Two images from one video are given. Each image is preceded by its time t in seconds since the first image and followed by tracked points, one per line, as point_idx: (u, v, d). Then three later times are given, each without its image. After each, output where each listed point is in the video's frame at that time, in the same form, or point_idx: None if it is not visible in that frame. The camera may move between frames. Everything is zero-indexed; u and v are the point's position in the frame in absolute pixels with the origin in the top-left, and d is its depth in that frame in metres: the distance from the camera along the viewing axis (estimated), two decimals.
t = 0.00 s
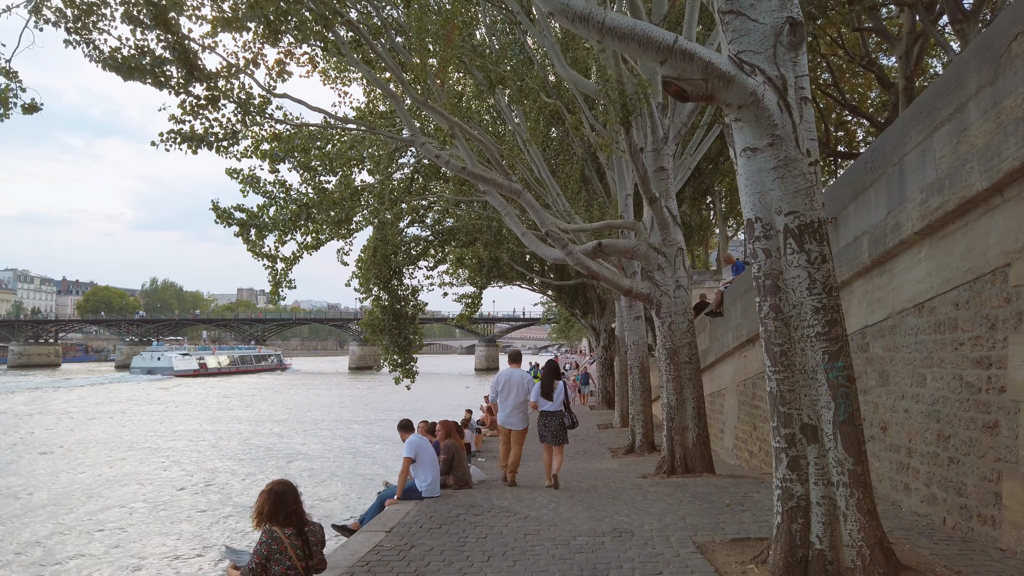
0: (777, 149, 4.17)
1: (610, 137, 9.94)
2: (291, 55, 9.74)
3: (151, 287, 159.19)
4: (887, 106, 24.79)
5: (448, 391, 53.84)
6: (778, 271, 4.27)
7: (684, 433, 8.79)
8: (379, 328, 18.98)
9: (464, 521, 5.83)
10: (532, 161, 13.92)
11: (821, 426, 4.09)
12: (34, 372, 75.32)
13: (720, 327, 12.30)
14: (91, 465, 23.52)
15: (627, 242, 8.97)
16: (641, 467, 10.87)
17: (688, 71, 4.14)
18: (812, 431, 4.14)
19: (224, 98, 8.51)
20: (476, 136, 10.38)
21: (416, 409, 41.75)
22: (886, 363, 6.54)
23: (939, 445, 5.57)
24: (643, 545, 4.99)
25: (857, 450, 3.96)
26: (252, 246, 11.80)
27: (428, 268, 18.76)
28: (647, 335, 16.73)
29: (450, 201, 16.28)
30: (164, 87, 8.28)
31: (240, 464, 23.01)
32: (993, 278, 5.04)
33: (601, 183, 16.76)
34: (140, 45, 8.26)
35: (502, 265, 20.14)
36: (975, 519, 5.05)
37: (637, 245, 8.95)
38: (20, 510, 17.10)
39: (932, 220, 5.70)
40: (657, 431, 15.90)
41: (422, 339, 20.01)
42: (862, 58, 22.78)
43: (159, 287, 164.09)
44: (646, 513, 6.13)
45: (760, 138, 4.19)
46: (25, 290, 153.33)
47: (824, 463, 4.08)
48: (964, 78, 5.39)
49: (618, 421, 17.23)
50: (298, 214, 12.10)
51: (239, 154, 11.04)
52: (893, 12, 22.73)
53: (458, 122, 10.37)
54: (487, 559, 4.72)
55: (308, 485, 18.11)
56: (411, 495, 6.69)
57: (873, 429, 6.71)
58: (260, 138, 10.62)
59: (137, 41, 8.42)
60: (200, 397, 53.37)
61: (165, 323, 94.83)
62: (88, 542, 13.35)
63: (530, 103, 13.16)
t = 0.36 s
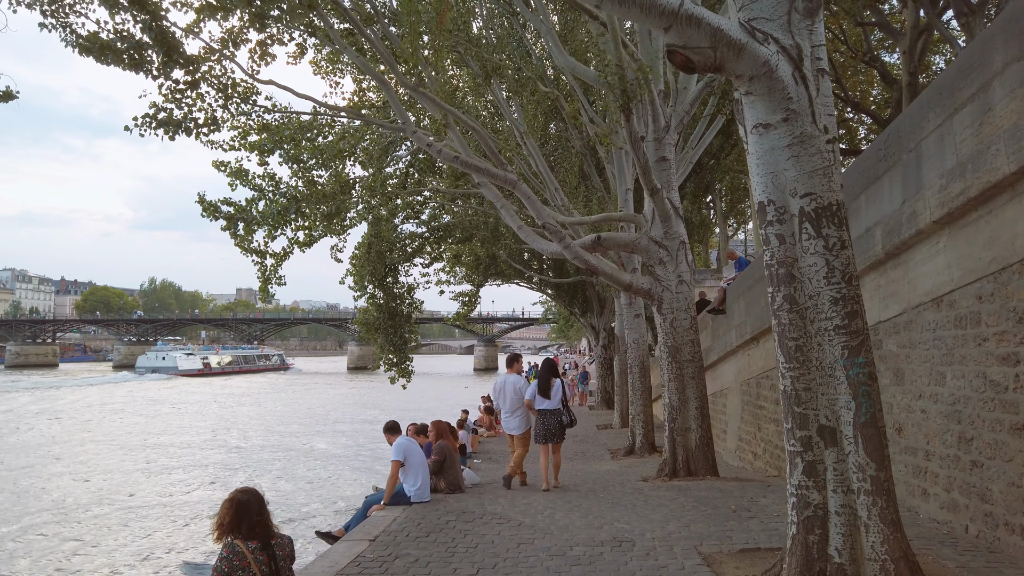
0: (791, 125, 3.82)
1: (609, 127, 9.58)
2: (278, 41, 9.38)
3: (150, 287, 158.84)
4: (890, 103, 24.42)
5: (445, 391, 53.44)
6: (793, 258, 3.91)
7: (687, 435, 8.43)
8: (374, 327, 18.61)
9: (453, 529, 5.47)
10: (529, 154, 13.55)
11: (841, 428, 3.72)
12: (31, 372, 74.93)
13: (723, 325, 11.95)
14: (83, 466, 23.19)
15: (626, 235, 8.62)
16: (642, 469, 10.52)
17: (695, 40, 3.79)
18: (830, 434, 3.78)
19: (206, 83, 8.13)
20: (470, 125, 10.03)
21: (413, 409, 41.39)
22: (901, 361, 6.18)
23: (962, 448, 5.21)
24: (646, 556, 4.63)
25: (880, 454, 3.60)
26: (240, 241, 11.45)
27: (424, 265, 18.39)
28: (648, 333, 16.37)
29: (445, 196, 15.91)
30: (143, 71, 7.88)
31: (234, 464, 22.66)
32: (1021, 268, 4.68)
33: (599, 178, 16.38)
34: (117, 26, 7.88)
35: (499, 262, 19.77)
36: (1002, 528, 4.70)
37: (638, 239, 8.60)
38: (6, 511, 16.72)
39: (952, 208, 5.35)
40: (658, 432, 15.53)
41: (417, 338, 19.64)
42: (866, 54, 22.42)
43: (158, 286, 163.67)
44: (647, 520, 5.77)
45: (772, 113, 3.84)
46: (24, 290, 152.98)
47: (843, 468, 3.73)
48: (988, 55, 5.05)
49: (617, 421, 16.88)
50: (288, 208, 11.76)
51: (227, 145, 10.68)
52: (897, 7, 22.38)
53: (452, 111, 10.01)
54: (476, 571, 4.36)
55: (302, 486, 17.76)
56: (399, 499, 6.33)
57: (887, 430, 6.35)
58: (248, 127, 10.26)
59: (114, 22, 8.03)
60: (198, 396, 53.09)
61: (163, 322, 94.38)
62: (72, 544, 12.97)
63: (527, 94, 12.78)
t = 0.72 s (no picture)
0: (804, 106, 3.49)
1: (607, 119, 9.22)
2: (263, 27, 8.99)
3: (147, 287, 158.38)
4: (891, 101, 24.17)
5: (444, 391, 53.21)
6: (806, 252, 3.58)
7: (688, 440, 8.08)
8: (367, 327, 18.26)
9: (439, 542, 5.13)
10: (526, 148, 13.18)
11: (860, 438, 3.39)
12: (26, 371, 74.51)
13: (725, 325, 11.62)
14: (74, 466, 22.86)
15: (623, 232, 8.29)
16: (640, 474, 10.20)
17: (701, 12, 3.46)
18: (847, 444, 3.45)
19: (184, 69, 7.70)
20: (463, 117, 9.51)
21: (410, 409, 41.06)
22: (914, 363, 5.85)
23: (982, 457, 4.88)
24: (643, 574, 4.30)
25: (903, 467, 3.27)
26: (227, 237, 11.11)
27: (419, 264, 18.05)
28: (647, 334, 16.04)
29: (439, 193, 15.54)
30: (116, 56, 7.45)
31: (227, 464, 22.34)
32: None
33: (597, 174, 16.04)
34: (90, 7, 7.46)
35: (495, 261, 19.43)
36: None
37: (636, 235, 8.28)
38: None
39: (971, 200, 5.03)
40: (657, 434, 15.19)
41: (412, 337, 19.29)
42: (867, 52, 22.13)
43: (155, 286, 163.20)
44: (645, 532, 5.44)
45: (783, 93, 3.51)
46: (21, 290, 152.60)
47: (861, 482, 3.40)
48: (1013, 36, 4.72)
49: (615, 422, 16.56)
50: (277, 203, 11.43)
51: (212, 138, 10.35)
52: (899, 4, 22.09)
53: (446, 103, 9.50)
54: None
55: (294, 488, 17.43)
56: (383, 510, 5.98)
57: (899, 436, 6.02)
58: (233, 119, 9.92)
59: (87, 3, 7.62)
60: (194, 396, 52.79)
61: (159, 322, 93.95)
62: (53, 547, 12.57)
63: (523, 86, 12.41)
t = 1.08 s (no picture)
0: (818, 66, 3.15)
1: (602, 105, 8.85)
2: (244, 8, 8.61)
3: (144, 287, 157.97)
4: (891, 96, 23.92)
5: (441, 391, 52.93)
6: (821, 229, 3.22)
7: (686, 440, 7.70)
8: (359, 325, 17.89)
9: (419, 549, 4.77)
10: (520, 139, 12.83)
11: (880, 436, 3.03)
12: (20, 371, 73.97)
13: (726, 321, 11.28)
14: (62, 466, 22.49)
15: (618, 222, 7.96)
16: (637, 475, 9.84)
17: None
18: (865, 444, 3.09)
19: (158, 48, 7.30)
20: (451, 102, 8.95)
21: (406, 409, 40.72)
22: (928, 358, 5.50)
23: (1004, 457, 4.52)
24: None
25: (928, 469, 2.92)
26: (209, 231, 10.73)
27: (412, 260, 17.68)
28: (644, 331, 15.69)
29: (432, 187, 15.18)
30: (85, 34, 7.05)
31: (217, 464, 21.97)
32: None
33: (593, 167, 15.70)
34: None
35: (490, 258, 19.07)
36: None
37: (633, 226, 7.94)
38: None
39: (991, 181, 4.68)
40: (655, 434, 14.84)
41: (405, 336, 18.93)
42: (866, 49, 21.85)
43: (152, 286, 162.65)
44: (641, 537, 5.09)
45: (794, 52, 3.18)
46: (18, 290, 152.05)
47: (881, 486, 3.04)
48: None
49: (612, 422, 16.20)
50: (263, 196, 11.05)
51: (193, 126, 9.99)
52: None
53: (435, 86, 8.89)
54: None
55: (285, 488, 17.08)
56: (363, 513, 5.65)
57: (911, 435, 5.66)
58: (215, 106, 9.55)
59: None
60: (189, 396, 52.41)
61: (155, 322, 93.46)
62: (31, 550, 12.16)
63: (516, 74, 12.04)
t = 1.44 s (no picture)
0: (845, 30, 2.83)
1: (602, 94, 8.50)
2: None
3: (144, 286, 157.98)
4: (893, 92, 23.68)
5: (442, 391, 52.77)
6: (847, 212, 2.87)
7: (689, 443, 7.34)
8: (354, 324, 17.55)
9: (405, 563, 4.42)
10: (518, 131, 12.49)
11: (914, 445, 2.70)
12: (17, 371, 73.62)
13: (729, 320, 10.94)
14: (54, 466, 22.20)
15: (618, 215, 7.63)
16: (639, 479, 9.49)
17: None
18: (897, 453, 2.75)
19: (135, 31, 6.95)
20: (444, 90, 8.47)
21: (405, 409, 40.44)
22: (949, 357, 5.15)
23: None
24: None
25: (970, 482, 2.58)
26: (197, 226, 10.40)
27: (407, 258, 17.34)
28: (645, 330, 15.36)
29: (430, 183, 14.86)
30: (58, 16, 6.70)
31: (212, 464, 21.67)
32: None
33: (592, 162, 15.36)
34: None
35: (488, 255, 18.73)
36: None
37: (633, 219, 7.62)
38: None
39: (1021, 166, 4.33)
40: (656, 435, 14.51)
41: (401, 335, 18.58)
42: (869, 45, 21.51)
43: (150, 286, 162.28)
44: (643, 550, 4.73)
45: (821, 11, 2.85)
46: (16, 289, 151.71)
47: (915, 500, 2.70)
48: None
49: (612, 424, 15.86)
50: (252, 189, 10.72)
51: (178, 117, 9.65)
52: None
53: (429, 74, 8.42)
54: None
55: (279, 489, 16.77)
56: (346, 522, 5.33)
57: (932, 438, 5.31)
58: (200, 97, 9.21)
59: None
60: (187, 396, 52.13)
61: (153, 322, 93.13)
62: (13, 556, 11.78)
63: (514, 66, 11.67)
